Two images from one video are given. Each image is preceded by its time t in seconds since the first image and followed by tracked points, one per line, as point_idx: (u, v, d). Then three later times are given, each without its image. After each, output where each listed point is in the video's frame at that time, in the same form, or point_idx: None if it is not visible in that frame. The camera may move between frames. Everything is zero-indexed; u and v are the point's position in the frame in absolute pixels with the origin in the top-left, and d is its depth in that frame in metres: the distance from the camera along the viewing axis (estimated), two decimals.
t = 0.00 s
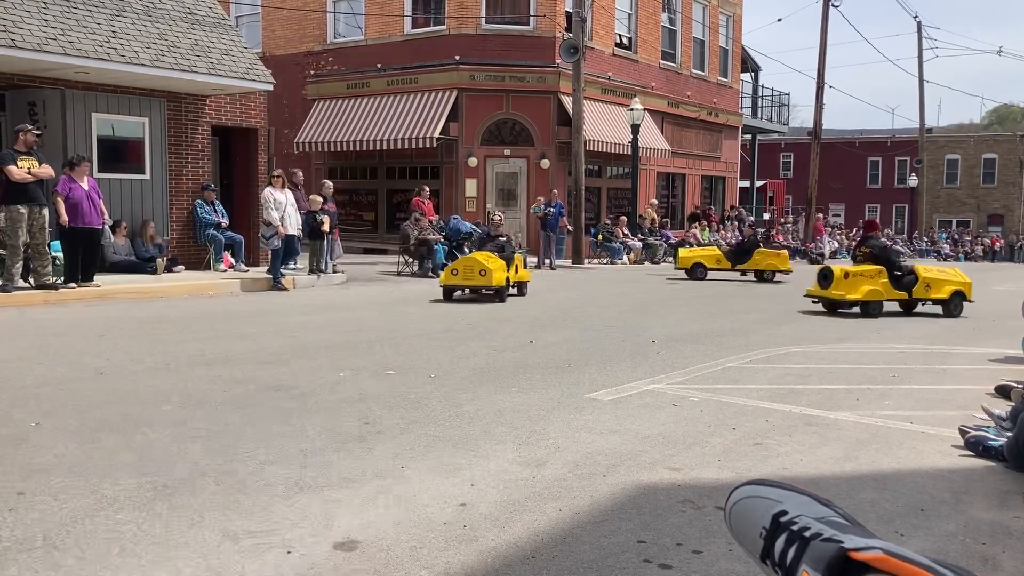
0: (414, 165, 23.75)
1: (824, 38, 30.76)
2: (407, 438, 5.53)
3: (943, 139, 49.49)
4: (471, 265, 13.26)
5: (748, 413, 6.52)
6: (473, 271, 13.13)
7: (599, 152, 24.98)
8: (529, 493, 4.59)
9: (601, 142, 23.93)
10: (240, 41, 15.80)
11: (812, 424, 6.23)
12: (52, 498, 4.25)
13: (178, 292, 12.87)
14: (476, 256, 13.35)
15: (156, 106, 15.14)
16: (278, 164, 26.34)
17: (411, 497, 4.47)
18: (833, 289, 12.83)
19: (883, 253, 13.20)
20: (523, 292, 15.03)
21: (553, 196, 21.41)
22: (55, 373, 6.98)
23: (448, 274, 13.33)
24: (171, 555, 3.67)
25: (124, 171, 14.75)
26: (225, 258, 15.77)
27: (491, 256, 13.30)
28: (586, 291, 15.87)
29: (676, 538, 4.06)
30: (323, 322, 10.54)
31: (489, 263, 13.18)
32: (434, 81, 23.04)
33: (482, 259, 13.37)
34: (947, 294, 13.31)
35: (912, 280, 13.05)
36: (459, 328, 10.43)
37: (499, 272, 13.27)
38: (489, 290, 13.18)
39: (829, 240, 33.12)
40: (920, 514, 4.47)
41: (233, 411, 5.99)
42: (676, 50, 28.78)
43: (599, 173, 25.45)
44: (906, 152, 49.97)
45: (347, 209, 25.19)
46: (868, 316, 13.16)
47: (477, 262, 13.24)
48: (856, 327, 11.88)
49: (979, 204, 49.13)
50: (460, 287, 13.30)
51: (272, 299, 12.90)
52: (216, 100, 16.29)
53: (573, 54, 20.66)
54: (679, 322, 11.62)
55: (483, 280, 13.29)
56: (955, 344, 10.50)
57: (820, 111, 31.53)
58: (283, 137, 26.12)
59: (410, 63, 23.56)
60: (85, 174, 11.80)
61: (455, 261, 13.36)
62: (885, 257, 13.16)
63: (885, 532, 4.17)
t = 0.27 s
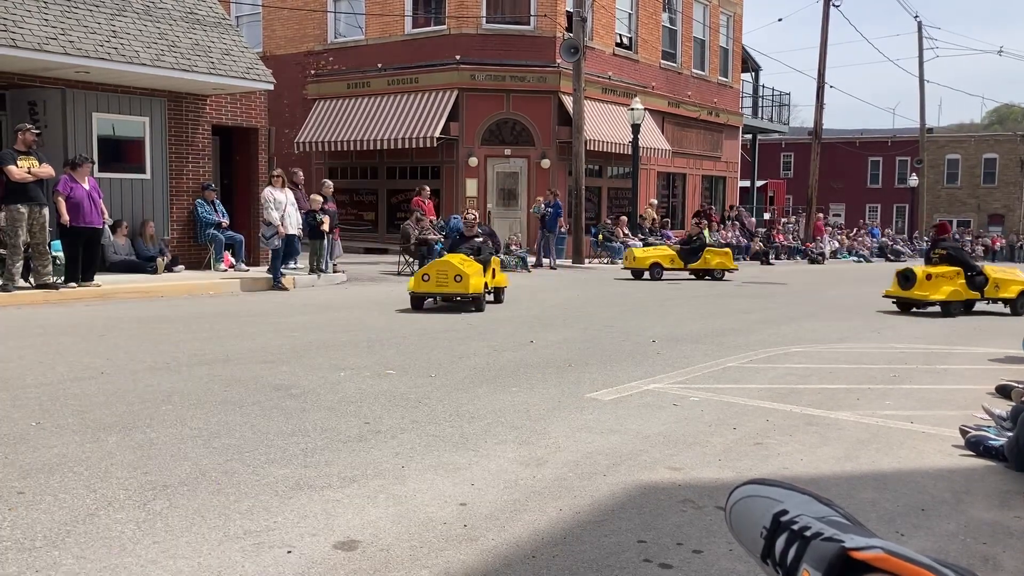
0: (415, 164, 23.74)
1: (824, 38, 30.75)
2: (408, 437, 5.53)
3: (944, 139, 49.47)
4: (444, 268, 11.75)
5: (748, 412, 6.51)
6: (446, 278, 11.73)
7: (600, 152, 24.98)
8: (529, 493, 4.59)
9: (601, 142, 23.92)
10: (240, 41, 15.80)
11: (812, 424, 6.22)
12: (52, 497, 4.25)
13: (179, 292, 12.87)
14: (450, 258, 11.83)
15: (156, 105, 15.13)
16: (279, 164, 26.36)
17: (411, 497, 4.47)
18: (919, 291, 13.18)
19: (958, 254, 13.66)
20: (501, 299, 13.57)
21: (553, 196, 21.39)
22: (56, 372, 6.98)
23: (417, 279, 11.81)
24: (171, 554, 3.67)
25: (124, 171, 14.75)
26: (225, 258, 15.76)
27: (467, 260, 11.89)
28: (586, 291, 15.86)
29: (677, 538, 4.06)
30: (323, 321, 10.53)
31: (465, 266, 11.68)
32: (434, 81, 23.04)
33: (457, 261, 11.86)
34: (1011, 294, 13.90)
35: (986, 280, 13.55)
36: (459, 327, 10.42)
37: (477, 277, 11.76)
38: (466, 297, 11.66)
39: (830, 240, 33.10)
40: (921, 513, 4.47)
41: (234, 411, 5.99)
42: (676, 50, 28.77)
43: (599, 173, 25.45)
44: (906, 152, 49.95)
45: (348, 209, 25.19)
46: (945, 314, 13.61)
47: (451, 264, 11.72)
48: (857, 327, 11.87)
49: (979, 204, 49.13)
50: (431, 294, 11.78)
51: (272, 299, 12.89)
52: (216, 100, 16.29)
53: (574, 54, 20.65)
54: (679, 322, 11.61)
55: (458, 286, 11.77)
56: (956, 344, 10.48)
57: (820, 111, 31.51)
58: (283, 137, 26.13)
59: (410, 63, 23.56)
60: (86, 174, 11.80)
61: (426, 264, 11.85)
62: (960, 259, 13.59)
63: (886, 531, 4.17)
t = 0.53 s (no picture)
0: (415, 164, 23.75)
1: (825, 38, 30.74)
2: (408, 437, 5.53)
3: (945, 139, 49.47)
4: (399, 274, 10.27)
5: (748, 412, 6.51)
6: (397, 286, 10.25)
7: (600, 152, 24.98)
8: (530, 492, 4.60)
9: (602, 142, 23.92)
10: (241, 41, 15.80)
11: (813, 424, 6.22)
12: (53, 496, 4.26)
13: (179, 292, 12.87)
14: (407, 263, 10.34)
15: (158, 105, 15.14)
16: (279, 164, 26.38)
17: (411, 496, 4.47)
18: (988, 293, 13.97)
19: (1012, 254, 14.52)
20: (474, 311, 12.07)
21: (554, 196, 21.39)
22: (57, 371, 6.98)
23: (368, 286, 10.36)
24: (171, 553, 3.68)
25: (125, 171, 14.75)
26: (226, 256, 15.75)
27: (425, 265, 10.38)
28: (587, 290, 15.84)
29: (678, 538, 4.06)
30: (323, 321, 10.52)
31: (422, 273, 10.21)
32: (435, 81, 23.04)
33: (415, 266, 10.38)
34: None
35: None
36: (459, 327, 10.42)
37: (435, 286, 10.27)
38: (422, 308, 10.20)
39: (830, 240, 33.08)
40: (921, 513, 4.47)
41: (235, 411, 5.99)
42: (677, 49, 28.75)
43: (600, 172, 25.45)
44: (907, 152, 49.94)
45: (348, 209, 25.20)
46: (1000, 312, 14.70)
47: (406, 270, 10.23)
48: (857, 327, 11.87)
49: (980, 204, 49.10)
50: (383, 303, 10.31)
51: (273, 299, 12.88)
52: (216, 100, 16.29)
53: (575, 54, 20.64)
54: (680, 322, 11.60)
55: (414, 295, 10.29)
56: (956, 344, 10.48)
57: (821, 111, 31.50)
58: (284, 137, 26.14)
59: (411, 63, 23.57)
60: (87, 173, 11.79)
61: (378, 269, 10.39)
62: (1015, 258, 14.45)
63: (887, 531, 4.17)
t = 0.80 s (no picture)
0: (416, 164, 23.76)
1: (826, 38, 30.73)
2: (410, 437, 5.53)
3: (946, 139, 49.43)
4: (322, 283, 8.51)
5: (750, 412, 6.51)
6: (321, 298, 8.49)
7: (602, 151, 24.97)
8: (531, 492, 4.60)
9: (603, 142, 23.91)
10: (242, 41, 15.81)
11: (815, 424, 6.22)
12: (55, 495, 4.26)
13: (181, 292, 12.87)
14: (334, 270, 8.57)
15: (159, 105, 15.15)
16: (281, 164, 26.39)
17: (413, 496, 4.47)
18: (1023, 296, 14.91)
19: None
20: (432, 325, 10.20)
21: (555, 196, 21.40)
22: (58, 371, 6.99)
23: (286, 297, 8.66)
24: (173, 552, 3.68)
25: (126, 171, 14.76)
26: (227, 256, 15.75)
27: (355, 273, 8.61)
28: (589, 290, 15.83)
29: (679, 537, 4.06)
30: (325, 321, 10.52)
31: (348, 283, 8.43)
32: (436, 80, 23.05)
33: (345, 273, 8.61)
34: None
35: None
36: (461, 326, 10.42)
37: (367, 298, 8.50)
38: (350, 326, 8.45)
39: (832, 240, 33.06)
40: (922, 513, 4.47)
41: (237, 410, 6.00)
42: (679, 49, 28.74)
43: (601, 172, 25.45)
44: (909, 152, 49.90)
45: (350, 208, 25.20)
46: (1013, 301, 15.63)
47: (330, 279, 8.45)
48: (859, 327, 11.86)
49: (982, 204, 49.05)
50: (305, 319, 8.60)
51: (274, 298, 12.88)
52: (217, 100, 16.30)
53: (576, 54, 20.64)
54: (681, 322, 11.60)
55: (340, 309, 8.49)
56: (958, 344, 10.48)
57: (823, 110, 31.47)
58: (285, 137, 26.16)
59: (413, 63, 23.57)
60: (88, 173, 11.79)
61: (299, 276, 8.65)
62: None
63: (888, 531, 4.17)
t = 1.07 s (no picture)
0: (417, 164, 23.76)
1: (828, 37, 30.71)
2: (411, 436, 5.53)
3: (947, 139, 49.43)
4: (186, 299, 7.11)
5: (751, 412, 6.50)
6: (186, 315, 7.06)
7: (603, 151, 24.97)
8: (532, 492, 4.60)
9: (604, 141, 23.90)
10: (244, 40, 15.82)
11: (816, 424, 6.22)
12: (57, 495, 4.27)
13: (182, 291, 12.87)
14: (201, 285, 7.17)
15: (160, 105, 15.16)
16: (282, 163, 26.40)
17: (413, 495, 4.48)
18: None
19: None
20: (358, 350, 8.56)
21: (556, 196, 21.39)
22: (60, 370, 7.00)
23: (145, 319, 7.23)
24: (174, 552, 3.69)
25: (128, 170, 14.77)
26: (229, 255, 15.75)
27: (227, 283, 7.22)
28: (590, 290, 15.82)
29: (680, 537, 4.06)
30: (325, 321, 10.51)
31: (217, 302, 6.96)
32: (437, 80, 23.05)
33: (218, 289, 7.14)
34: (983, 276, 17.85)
35: None
36: (462, 326, 10.42)
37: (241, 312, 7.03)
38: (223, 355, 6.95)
39: (832, 239, 33.05)
40: (924, 513, 4.46)
41: (237, 410, 5.99)
42: (680, 49, 28.73)
43: (602, 172, 25.44)
44: (910, 152, 49.89)
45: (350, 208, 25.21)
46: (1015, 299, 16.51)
47: (196, 295, 7.02)
48: (860, 327, 11.85)
49: (983, 204, 49.02)
50: (170, 346, 7.16)
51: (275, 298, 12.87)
52: (219, 100, 16.30)
53: (577, 53, 20.63)
54: (682, 322, 11.59)
55: (209, 332, 7.02)
56: (959, 344, 10.47)
57: (824, 110, 31.46)
58: (286, 136, 26.17)
59: (414, 63, 23.57)
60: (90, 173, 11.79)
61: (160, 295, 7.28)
62: None
63: (889, 531, 4.17)
